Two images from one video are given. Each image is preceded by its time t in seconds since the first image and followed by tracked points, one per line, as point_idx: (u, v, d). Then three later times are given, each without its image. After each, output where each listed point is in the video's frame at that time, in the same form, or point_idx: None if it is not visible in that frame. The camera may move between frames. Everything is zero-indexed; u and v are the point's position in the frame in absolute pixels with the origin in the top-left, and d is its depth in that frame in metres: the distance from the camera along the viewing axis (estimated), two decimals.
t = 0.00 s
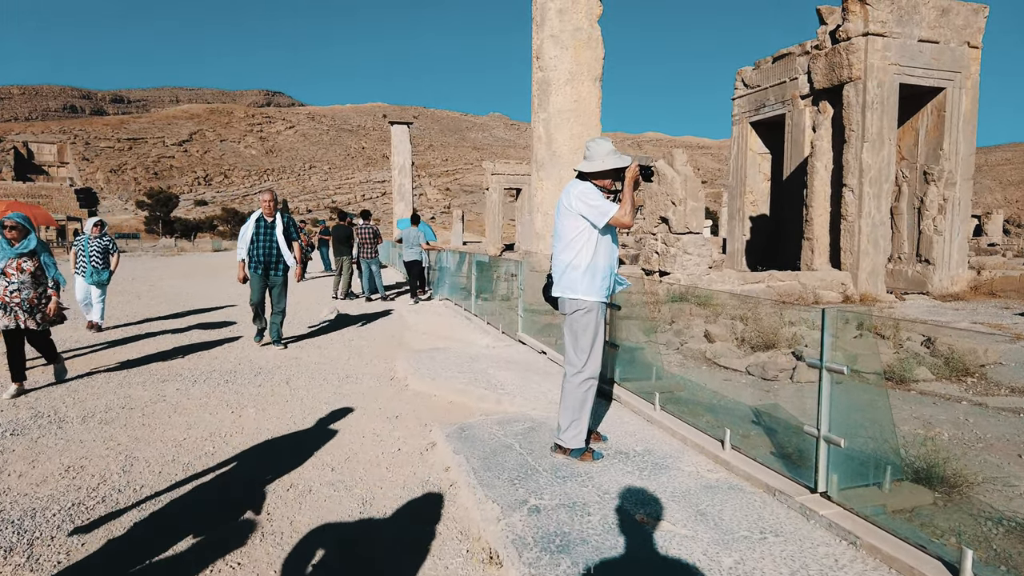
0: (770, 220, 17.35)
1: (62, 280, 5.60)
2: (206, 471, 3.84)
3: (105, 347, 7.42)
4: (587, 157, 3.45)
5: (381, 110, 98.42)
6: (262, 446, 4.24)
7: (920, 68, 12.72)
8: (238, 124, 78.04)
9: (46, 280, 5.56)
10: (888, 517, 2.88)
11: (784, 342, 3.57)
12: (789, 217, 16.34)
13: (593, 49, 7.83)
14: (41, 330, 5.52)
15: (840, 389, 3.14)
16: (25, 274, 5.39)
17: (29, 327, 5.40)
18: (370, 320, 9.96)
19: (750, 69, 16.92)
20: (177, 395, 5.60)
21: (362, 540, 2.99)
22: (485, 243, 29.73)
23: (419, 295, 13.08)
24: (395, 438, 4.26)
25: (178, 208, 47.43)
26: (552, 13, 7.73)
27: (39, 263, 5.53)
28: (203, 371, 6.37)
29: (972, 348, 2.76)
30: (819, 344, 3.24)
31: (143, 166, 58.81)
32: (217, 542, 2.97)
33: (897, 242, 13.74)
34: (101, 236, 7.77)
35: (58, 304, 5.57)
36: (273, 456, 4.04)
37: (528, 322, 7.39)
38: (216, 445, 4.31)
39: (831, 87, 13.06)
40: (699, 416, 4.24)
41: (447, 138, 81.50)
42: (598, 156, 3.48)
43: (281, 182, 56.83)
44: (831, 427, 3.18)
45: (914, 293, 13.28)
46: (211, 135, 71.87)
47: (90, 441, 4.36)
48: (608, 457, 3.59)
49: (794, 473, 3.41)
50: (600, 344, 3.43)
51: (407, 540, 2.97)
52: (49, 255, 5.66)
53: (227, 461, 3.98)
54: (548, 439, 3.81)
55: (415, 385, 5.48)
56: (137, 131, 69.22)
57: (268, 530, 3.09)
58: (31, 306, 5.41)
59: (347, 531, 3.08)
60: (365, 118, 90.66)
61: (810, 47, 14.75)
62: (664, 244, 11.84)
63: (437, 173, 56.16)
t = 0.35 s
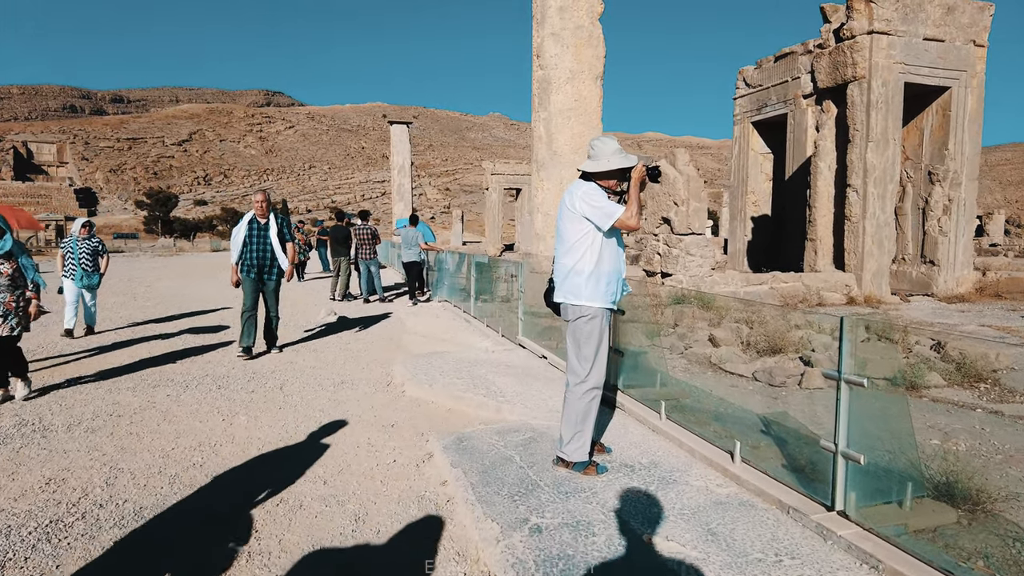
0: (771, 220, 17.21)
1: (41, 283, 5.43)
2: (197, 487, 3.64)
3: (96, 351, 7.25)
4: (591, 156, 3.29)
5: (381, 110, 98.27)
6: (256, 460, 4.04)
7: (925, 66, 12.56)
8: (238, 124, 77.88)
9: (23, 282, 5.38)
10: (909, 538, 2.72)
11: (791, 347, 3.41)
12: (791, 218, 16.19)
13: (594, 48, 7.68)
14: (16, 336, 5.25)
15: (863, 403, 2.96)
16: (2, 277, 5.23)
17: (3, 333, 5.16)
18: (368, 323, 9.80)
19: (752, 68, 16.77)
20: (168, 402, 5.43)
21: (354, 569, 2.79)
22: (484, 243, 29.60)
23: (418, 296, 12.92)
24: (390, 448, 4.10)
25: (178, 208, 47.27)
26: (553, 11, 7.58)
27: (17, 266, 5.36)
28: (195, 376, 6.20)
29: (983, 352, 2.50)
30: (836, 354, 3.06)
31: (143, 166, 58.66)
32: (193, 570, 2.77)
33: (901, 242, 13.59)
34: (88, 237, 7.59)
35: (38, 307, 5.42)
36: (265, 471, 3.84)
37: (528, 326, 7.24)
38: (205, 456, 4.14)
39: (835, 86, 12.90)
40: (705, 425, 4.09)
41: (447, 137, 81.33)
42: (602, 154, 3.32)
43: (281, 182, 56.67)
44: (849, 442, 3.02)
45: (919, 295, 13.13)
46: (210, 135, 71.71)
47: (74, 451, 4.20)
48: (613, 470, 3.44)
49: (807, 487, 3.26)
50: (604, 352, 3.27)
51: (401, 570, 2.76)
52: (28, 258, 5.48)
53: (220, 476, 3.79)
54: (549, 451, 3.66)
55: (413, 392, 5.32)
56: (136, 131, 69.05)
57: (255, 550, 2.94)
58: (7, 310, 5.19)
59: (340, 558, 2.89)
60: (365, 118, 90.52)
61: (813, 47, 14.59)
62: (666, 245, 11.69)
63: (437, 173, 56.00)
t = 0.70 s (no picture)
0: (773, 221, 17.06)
1: (23, 291, 5.30)
2: (191, 505, 3.44)
3: (87, 357, 7.10)
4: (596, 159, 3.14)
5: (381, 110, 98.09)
6: (257, 475, 3.85)
7: (930, 65, 12.41)
8: (238, 124, 77.71)
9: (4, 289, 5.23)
10: (933, 562, 2.57)
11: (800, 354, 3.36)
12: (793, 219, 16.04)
13: (595, 47, 7.54)
14: None
15: (883, 418, 2.80)
16: None
17: None
18: (366, 325, 9.65)
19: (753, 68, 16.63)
20: (159, 409, 5.28)
21: None
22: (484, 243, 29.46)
23: (417, 298, 12.77)
24: (386, 461, 3.95)
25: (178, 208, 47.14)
26: (554, 9, 7.44)
27: None
28: (188, 383, 6.06)
29: (997, 358, 2.51)
30: (854, 367, 2.91)
31: (143, 166, 58.53)
32: None
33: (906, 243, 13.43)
34: (75, 241, 7.43)
35: (19, 315, 5.28)
36: (261, 489, 3.63)
37: (529, 330, 7.09)
38: (195, 468, 3.99)
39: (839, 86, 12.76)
40: (713, 436, 3.96)
41: (446, 137, 81.12)
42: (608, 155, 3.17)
43: (281, 182, 56.52)
44: (870, 459, 2.86)
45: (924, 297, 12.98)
46: (210, 135, 71.58)
47: (59, 463, 4.05)
48: (620, 486, 3.29)
49: (821, 504, 3.11)
50: (610, 362, 3.13)
51: None
52: (4, 263, 5.29)
53: (220, 494, 3.59)
54: (552, 465, 3.51)
55: (410, 400, 5.17)
56: (136, 131, 68.90)
57: (243, 572, 2.79)
58: None
59: None
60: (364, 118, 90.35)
61: (815, 46, 14.46)
62: (668, 246, 11.54)
63: (437, 173, 55.84)
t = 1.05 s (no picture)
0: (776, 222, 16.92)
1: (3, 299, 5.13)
2: (183, 526, 3.21)
3: (80, 360, 6.95)
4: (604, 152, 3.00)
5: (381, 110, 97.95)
6: (260, 491, 3.63)
7: (935, 64, 12.27)
8: (238, 125, 77.60)
9: None
10: None
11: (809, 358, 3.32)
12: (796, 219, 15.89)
13: (598, 45, 7.41)
14: None
15: (910, 428, 2.65)
16: None
17: None
18: (365, 327, 9.50)
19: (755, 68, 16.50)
20: (152, 414, 5.14)
21: None
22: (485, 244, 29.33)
23: (416, 299, 12.63)
24: (384, 470, 3.80)
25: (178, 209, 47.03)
26: (555, 6, 7.30)
27: None
28: (182, 387, 5.91)
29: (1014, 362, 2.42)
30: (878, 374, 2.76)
31: (143, 166, 58.38)
32: None
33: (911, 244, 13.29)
34: (62, 241, 7.29)
35: None
36: (255, 503, 3.45)
37: (531, 332, 6.94)
38: (185, 477, 3.84)
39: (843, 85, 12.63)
40: (723, 443, 3.82)
41: (446, 138, 80.97)
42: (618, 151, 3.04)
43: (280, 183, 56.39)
44: (895, 473, 2.71)
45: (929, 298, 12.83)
46: (210, 136, 71.49)
47: (45, 471, 3.90)
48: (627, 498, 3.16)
49: (839, 516, 2.98)
50: (618, 370, 2.99)
51: None
52: None
53: (218, 511, 3.38)
54: (557, 475, 3.37)
55: (410, 405, 5.02)
56: (136, 132, 68.79)
57: None
58: None
59: None
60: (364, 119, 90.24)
61: (817, 45, 14.34)
62: (671, 247, 11.41)
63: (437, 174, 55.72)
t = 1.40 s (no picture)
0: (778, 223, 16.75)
1: None
2: (170, 555, 2.91)
3: (70, 365, 6.76)
4: (617, 148, 2.86)
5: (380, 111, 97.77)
6: (260, 514, 3.32)
7: (942, 62, 12.09)
8: (238, 125, 77.42)
9: None
10: None
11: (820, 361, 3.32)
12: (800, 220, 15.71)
13: (600, 43, 7.25)
14: None
15: (949, 443, 2.46)
16: None
17: None
18: (364, 330, 9.32)
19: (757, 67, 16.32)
20: (142, 421, 4.96)
21: None
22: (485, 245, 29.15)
23: (416, 301, 12.45)
24: (380, 482, 3.62)
25: (177, 209, 46.87)
26: (557, 3, 7.14)
27: None
28: (174, 392, 5.73)
29: None
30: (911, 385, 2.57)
31: (143, 167, 58.19)
32: None
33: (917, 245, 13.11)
34: (50, 240, 7.20)
35: None
36: (247, 521, 3.25)
37: (533, 335, 6.76)
38: (173, 488, 3.66)
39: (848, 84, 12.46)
40: (735, 452, 3.66)
41: (446, 139, 80.78)
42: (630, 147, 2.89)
43: (280, 184, 56.22)
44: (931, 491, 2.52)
45: (935, 299, 12.65)
46: (210, 136, 71.33)
47: (25, 483, 3.72)
48: (636, 514, 3.01)
49: (864, 533, 2.81)
50: (630, 379, 2.82)
51: None
52: None
53: (213, 537, 3.09)
54: (563, 488, 3.21)
55: (409, 412, 4.84)
56: (136, 133, 68.61)
57: None
58: None
59: None
60: (364, 119, 90.10)
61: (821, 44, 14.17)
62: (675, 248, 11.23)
63: (437, 174, 55.56)
